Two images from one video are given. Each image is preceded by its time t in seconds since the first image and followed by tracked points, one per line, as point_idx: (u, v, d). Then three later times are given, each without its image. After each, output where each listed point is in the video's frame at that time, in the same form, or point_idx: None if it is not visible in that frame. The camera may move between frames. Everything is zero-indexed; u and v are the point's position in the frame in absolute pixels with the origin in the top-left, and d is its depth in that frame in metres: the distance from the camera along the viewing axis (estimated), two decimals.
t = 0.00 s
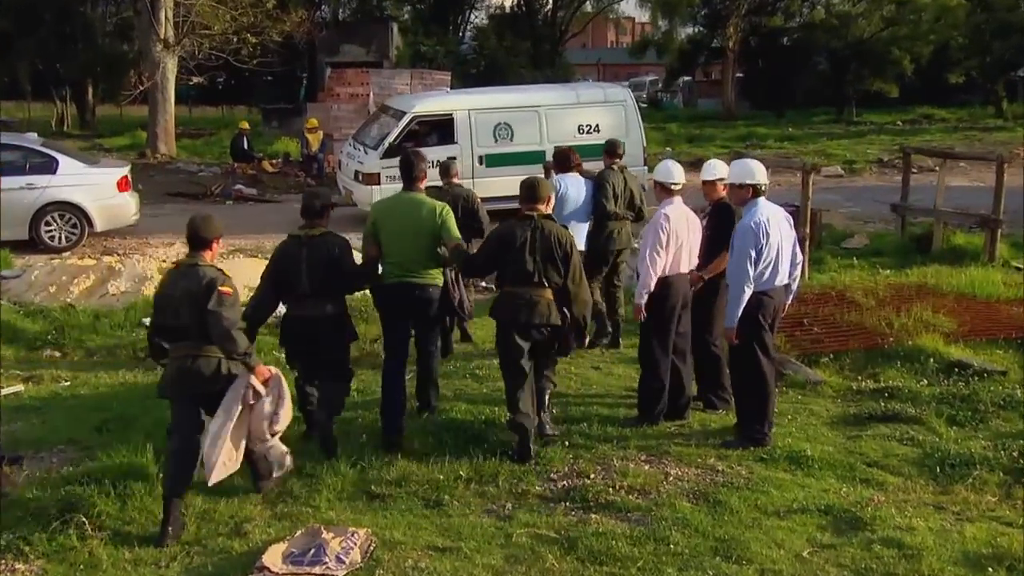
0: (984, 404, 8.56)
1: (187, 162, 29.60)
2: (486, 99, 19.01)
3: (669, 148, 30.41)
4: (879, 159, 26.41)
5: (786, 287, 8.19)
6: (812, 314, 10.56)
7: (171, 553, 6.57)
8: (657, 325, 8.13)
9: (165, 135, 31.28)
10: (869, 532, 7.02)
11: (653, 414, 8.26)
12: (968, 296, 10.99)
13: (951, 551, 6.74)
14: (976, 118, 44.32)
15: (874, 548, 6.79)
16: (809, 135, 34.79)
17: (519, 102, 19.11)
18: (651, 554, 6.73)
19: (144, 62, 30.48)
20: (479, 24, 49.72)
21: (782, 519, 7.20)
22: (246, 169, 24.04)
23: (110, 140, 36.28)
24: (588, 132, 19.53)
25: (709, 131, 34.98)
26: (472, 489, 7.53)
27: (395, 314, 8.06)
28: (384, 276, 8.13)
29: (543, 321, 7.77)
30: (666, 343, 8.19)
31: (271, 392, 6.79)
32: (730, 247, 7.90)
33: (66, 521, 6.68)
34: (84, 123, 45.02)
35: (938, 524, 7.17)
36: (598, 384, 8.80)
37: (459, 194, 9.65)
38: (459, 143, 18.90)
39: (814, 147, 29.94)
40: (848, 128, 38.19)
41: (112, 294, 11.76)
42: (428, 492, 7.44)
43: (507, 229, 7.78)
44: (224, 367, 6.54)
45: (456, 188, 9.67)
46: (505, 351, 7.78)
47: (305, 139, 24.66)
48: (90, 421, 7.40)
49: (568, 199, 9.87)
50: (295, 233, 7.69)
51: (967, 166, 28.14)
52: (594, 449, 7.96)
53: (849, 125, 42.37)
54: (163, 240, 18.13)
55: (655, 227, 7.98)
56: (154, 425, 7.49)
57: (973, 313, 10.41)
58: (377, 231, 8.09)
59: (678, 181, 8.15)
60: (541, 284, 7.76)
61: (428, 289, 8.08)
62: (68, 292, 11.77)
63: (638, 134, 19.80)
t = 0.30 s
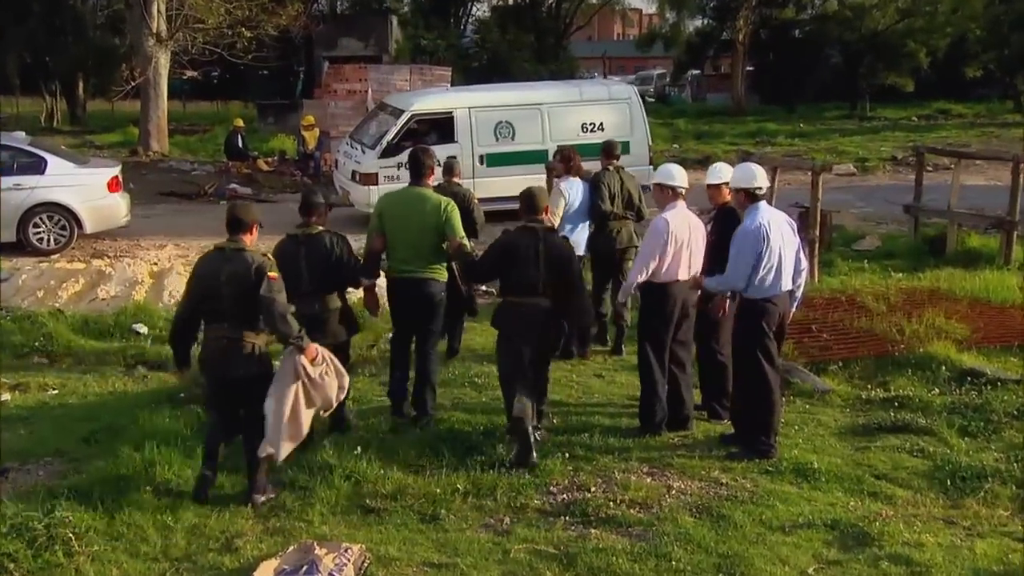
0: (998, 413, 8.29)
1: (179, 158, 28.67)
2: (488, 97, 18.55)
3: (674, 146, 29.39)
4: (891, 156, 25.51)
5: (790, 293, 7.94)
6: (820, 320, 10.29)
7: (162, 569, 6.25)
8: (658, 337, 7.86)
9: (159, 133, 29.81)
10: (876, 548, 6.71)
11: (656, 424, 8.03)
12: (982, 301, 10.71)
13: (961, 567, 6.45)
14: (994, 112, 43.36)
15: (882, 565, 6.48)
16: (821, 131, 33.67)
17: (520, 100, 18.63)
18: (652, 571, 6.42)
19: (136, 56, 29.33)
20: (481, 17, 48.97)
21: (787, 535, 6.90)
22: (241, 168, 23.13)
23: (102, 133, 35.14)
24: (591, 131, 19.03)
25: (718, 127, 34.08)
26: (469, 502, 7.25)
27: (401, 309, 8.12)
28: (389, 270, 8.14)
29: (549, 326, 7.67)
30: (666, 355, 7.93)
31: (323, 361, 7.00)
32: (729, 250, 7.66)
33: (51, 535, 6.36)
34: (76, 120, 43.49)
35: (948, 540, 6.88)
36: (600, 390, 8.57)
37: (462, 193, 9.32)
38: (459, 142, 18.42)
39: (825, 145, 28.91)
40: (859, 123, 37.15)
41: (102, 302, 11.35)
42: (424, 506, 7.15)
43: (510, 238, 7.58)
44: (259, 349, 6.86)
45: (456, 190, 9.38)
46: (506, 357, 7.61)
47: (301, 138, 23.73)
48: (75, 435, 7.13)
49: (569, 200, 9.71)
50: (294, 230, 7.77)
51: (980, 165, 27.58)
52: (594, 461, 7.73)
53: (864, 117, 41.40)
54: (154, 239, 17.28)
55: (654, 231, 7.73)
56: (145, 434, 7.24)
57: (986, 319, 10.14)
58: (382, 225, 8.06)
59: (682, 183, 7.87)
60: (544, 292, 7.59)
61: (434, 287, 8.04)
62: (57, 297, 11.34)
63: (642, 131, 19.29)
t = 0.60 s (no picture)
0: (1014, 424, 8.03)
1: (171, 155, 27.54)
2: (488, 95, 17.46)
3: (683, 142, 28.19)
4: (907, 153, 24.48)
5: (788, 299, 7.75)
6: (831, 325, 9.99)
7: None
8: (663, 338, 7.63)
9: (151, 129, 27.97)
10: (887, 566, 6.42)
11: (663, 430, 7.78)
12: (999, 307, 10.40)
13: None
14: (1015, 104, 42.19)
15: None
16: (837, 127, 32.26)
17: (523, 97, 17.56)
18: None
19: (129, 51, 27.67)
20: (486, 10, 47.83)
21: (794, 551, 6.61)
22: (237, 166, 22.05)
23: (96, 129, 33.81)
24: (597, 129, 18.03)
25: (729, 124, 33.05)
26: (468, 516, 6.98)
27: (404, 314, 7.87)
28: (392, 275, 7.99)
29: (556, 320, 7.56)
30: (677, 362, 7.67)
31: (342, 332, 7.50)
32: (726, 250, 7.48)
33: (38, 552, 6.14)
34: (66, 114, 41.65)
35: (961, 556, 6.59)
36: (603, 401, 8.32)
37: (462, 194, 9.40)
38: (461, 140, 17.35)
39: (840, 141, 27.70)
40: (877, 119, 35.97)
41: (93, 304, 10.59)
42: (422, 520, 6.87)
43: (510, 230, 7.56)
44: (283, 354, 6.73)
45: (461, 192, 9.46)
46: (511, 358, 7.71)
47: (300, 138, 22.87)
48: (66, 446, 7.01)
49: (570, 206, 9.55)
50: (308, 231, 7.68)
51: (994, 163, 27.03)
52: (598, 472, 7.48)
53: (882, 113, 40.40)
54: (146, 240, 16.33)
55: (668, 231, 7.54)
56: (138, 445, 7.09)
57: (1002, 326, 9.84)
58: (385, 230, 7.94)
59: (684, 189, 7.57)
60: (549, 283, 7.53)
61: (440, 293, 7.86)
62: (45, 297, 10.59)
63: (650, 130, 18.36)
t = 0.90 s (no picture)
0: None
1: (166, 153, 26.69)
2: (492, 93, 17.17)
3: (694, 140, 27.21)
4: (925, 151, 23.58)
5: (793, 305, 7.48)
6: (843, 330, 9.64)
7: None
8: (661, 349, 7.36)
9: (145, 127, 27.13)
10: None
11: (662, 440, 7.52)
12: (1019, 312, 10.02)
13: None
14: None
15: None
16: (852, 121, 31.14)
17: (527, 95, 17.25)
18: None
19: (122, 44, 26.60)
20: None
21: (805, 569, 6.28)
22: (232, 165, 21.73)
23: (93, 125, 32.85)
24: (603, 128, 17.65)
25: (739, 118, 32.18)
26: (467, 530, 6.67)
27: (407, 307, 7.75)
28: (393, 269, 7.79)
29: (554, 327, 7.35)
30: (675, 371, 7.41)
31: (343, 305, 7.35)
32: (727, 249, 7.29)
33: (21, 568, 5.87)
34: (60, 110, 40.49)
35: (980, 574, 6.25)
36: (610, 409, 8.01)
37: (469, 194, 8.74)
38: (464, 139, 17.10)
39: (856, 137, 26.73)
40: (894, 113, 35.00)
41: (83, 310, 10.45)
42: (420, 536, 6.56)
43: (506, 236, 7.27)
44: (297, 346, 6.80)
45: (467, 190, 8.79)
46: (517, 362, 7.56)
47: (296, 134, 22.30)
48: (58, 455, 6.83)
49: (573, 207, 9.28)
50: (320, 224, 7.58)
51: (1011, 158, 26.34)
52: (603, 485, 7.19)
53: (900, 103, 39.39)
54: (139, 245, 15.71)
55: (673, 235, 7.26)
56: (133, 452, 6.93)
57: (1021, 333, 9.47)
58: (387, 224, 7.76)
59: (692, 198, 7.35)
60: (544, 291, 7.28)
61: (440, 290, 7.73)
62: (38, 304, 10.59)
63: (657, 127, 17.98)
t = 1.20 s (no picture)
0: None
1: (158, 150, 25.36)
2: (494, 89, 16.24)
3: (704, 138, 26.01)
4: (943, 149, 22.57)
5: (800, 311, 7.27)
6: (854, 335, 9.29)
7: None
8: (660, 349, 7.14)
9: (139, 125, 25.50)
10: None
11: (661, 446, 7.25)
12: None
13: None
14: None
15: None
16: (871, 118, 29.75)
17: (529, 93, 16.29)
18: None
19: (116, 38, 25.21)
20: None
21: None
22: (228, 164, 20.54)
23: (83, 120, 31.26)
24: (610, 126, 16.73)
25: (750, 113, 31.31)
26: (465, 545, 6.37)
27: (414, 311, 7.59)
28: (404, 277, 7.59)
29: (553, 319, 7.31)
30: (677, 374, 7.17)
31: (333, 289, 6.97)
32: (736, 256, 7.03)
33: None
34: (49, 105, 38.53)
35: None
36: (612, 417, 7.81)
37: (472, 193, 8.78)
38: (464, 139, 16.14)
39: (872, 135, 25.56)
40: (912, 107, 34.11)
41: (73, 315, 9.17)
42: (417, 550, 6.26)
43: (507, 228, 7.25)
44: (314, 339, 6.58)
45: (470, 190, 8.82)
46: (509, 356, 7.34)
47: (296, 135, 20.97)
48: (43, 472, 6.63)
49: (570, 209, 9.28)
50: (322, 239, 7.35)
51: None
52: (606, 496, 6.94)
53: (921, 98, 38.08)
54: (130, 246, 14.54)
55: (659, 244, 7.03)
56: (122, 465, 6.68)
57: None
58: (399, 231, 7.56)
59: (689, 201, 7.14)
60: (541, 286, 7.24)
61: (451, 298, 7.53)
62: (23, 309, 9.28)
63: (666, 126, 17.04)
